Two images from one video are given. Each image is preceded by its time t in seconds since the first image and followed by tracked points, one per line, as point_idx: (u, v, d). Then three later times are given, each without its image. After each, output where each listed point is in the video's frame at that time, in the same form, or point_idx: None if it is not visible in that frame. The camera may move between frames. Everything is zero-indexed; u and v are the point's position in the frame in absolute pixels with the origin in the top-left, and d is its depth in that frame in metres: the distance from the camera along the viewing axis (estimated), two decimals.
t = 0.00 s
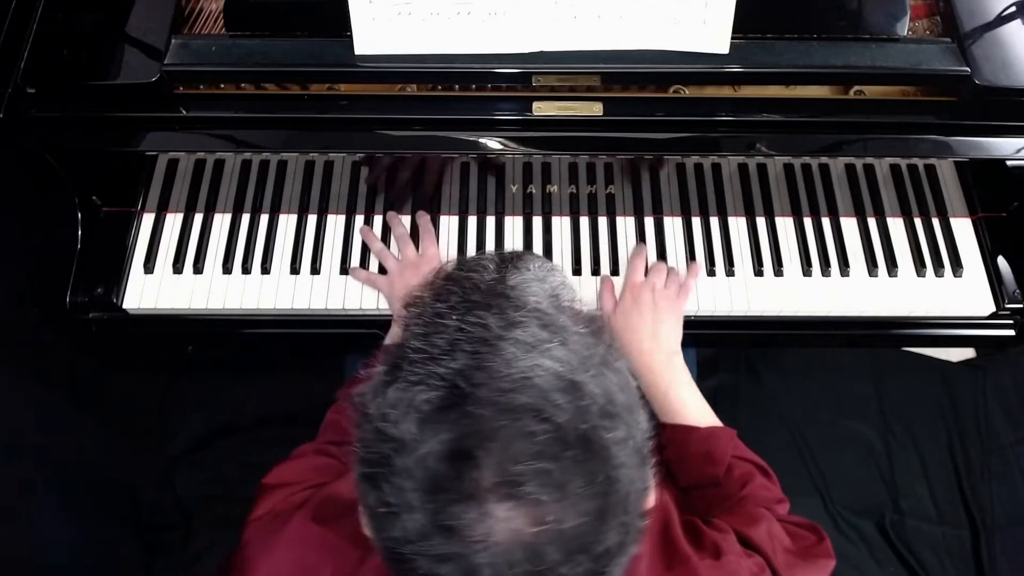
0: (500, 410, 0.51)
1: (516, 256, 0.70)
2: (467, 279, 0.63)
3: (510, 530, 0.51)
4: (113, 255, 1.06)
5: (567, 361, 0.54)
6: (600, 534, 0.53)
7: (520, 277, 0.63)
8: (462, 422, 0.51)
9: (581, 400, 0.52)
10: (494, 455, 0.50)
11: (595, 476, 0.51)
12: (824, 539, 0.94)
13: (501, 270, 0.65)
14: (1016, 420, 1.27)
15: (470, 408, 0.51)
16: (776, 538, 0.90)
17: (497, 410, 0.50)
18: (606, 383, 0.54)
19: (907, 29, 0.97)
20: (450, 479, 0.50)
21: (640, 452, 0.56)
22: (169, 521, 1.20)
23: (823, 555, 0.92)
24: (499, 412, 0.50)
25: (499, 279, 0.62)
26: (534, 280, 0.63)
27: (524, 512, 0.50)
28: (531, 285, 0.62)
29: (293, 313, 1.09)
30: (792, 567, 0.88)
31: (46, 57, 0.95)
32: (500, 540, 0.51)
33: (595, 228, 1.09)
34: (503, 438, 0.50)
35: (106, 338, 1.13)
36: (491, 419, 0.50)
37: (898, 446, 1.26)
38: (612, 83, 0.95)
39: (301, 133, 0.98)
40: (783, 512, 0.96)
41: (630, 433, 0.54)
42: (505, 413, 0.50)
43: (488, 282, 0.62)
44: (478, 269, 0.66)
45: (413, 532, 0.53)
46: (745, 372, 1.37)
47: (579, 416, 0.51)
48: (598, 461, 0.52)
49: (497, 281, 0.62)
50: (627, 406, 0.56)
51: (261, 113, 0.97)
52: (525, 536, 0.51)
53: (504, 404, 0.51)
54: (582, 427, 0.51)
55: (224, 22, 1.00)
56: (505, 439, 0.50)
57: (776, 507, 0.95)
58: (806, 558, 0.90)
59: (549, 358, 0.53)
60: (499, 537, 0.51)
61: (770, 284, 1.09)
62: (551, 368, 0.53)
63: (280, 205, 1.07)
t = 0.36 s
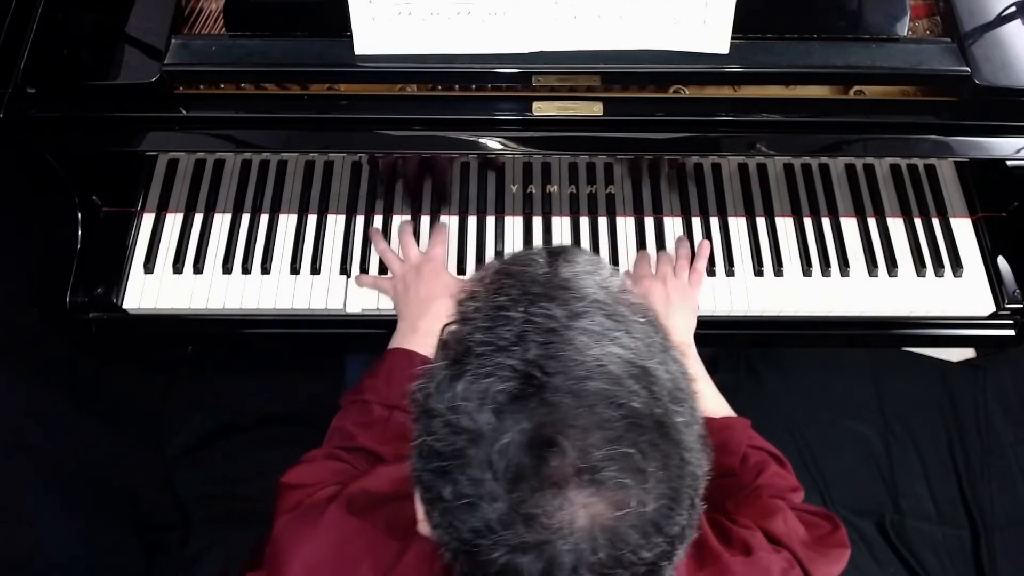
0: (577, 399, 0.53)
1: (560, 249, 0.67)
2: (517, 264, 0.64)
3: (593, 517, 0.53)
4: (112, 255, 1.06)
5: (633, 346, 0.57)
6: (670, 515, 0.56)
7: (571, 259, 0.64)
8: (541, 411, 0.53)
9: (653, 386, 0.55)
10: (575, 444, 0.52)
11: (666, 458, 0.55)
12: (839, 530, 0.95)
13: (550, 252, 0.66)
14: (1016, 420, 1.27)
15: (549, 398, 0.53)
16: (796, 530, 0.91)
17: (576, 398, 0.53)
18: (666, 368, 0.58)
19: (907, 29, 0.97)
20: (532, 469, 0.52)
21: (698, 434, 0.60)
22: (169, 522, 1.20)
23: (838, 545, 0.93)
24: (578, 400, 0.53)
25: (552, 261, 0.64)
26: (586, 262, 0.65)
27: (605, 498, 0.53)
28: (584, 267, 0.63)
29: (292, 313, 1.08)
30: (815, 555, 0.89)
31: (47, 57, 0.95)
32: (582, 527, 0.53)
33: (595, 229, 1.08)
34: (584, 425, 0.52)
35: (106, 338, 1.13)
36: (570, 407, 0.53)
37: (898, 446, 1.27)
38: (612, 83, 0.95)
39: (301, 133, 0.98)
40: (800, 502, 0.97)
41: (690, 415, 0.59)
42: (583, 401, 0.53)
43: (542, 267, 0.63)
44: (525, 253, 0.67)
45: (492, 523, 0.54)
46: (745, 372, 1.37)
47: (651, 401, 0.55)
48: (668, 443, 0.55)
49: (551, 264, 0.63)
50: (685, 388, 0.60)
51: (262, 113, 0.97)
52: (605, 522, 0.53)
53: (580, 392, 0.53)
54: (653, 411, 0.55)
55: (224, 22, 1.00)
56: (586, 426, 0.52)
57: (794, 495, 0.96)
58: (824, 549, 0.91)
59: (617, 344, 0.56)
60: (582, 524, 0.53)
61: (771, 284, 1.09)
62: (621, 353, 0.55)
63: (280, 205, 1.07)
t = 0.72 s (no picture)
0: (620, 413, 0.56)
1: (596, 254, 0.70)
2: (554, 274, 0.67)
3: (633, 529, 0.57)
4: (112, 255, 1.06)
5: (672, 360, 0.60)
6: (707, 526, 0.60)
7: (606, 268, 0.67)
8: (582, 425, 0.56)
9: (693, 397, 0.59)
10: (615, 458, 0.55)
11: (706, 470, 0.58)
12: (851, 524, 0.97)
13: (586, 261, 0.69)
14: (1016, 420, 1.27)
15: (590, 411, 0.56)
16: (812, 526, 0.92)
17: (618, 412, 0.56)
18: (705, 381, 0.61)
19: (907, 29, 0.97)
20: (573, 484, 0.56)
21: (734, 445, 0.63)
22: (169, 522, 1.21)
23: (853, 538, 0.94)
24: (620, 415, 0.56)
25: (588, 270, 0.67)
26: (622, 271, 0.68)
27: (645, 512, 0.56)
28: (621, 276, 0.66)
29: (292, 313, 1.08)
30: (834, 552, 0.90)
31: (47, 58, 0.95)
32: (623, 539, 0.57)
33: (595, 228, 1.08)
34: (626, 439, 0.56)
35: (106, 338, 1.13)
36: (612, 421, 0.56)
37: (898, 446, 1.26)
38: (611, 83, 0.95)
39: (301, 133, 0.98)
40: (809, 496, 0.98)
41: (726, 425, 0.62)
42: (624, 415, 0.56)
43: (578, 277, 0.66)
44: (560, 261, 0.70)
45: (534, 534, 0.58)
46: (745, 371, 1.38)
47: (691, 414, 0.58)
48: (706, 456, 0.58)
49: (588, 274, 0.66)
50: (722, 398, 0.64)
51: (262, 113, 0.97)
52: (644, 534, 0.57)
53: (622, 406, 0.56)
54: (694, 424, 0.58)
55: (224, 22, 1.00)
56: (626, 440, 0.56)
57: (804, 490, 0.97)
58: (839, 544, 0.92)
59: (659, 358, 0.59)
60: (622, 536, 0.57)
61: (770, 284, 1.09)
62: (662, 368, 0.58)
63: (280, 205, 1.07)
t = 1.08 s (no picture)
0: (625, 460, 0.54)
1: (605, 290, 0.69)
2: (564, 313, 0.66)
3: None
4: (112, 255, 1.06)
5: (682, 403, 0.58)
6: None
7: (616, 305, 0.66)
8: (584, 473, 0.54)
9: (702, 442, 0.57)
10: (617, 507, 0.54)
11: (716, 519, 0.56)
12: (864, 525, 0.97)
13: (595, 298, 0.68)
14: (1016, 420, 1.27)
15: (592, 458, 0.54)
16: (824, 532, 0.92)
17: (622, 459, 0.54)
18: (717, 425, 0.59)
19: (907, 29, 0.97)
20: (575, 534, 0.54)
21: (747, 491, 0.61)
22: (169, 522, 1.21)
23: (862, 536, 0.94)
24: (625, 462, 0.54)
25: (596, 307, 0.66)
26: (633, 307, 0.67)
27: (651, 564, 0.54)
28: (629, 313, 0.66)
29: (292, 313, 1.08)
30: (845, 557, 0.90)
31: (47, 58, 0.95)
32: None
33: (595, 228, 1.08)
34: (630, 488, 0.54)
35: (105, 338, 1.13)
36: (615, 469, 0.54)
37: (898, 447, 1.26)
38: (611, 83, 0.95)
39: (301, 133, 0.98)
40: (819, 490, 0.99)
41: (737, 468, 0.60)
42: (630, 462, 0.54)
43: (585, 316, 0.65)
44: (568, 297, 0.69)
45: None
46: (745, 371, 1.38)
47: (700, 460, 0.56)
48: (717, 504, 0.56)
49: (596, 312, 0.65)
50: (734, 441, 0.62)
51: (262, 113, 0.97)
52: None
53: (628, 453, 0.54)
54: (703, 471, 0.56)
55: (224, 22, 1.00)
56: (630, 487, 0.54)
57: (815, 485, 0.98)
58: (852, 549, 0.92)
59: (668, 402, 0.57)
60: None
61: (770, 284, 1.09)
62: (671, 412, 0.56)
63: (280, 205, 1.07)
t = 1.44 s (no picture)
0: (606, 464, 0.52)
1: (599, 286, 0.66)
2: (552, 306, 0.62)
3: None
4: (112, 255, 1.06)
5: (669, 406, 0.55)
6: None
7: (607, 309, 0.61)
8: (560, 473, 0.52)
9: (686, 449, 0.54)
10: (595, 510, 0.52)
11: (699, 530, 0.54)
12: (862, 533, 0.95)
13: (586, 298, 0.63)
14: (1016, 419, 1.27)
15: (571, 460, 0.52)
16: (820, 540, 0.92)
17: (603, 463, 0.52)
18: (705, 428, 0.57)
19: (907, 29, 0.97)
20: (548, 534, 0.53)
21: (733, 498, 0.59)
22: (168, 522, 1.21)
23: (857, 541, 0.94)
24: (604, 466, 0.52)
25: (586, 311, 0.61)
26: (626, 310, 0.62)
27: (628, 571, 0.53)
28: (620, 316, 0.61)
29: (292, 313, 1.08)
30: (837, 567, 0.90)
31: (47, 57, 0.95)
32: None
33: (595, 228, 1.08)
34: (609, 494, 0.52)
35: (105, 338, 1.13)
36: (595, 472, 0.52)
37: (898, 446, 1.26)
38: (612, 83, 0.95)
39: (301, 133, 0.98)
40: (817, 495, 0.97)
41: (724, 478, 0.57)
42: (610, 467, 0.52)
43: (573, 312, 0.61)
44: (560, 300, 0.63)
45: None
46: (744, 371, 1.38)
47: (683, 467, 0.53)
48: (700, 513, 0.54)
49: (585, 314, 0.60)
50: (721, 449, 0.59)
51: (262, 113, 0.97)
52: None
53: (609, 456, 0.52)
54: (687, 479, 0.53)
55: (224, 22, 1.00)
56: (607, 491, 0.52)
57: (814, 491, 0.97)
58: (847, 558, 0.92)
59: (653, 404, 0.54)
60: None
61: (770, 284, 1.09)
62: (656, 415, 0.54)
63: (280, 205, 1.07)
